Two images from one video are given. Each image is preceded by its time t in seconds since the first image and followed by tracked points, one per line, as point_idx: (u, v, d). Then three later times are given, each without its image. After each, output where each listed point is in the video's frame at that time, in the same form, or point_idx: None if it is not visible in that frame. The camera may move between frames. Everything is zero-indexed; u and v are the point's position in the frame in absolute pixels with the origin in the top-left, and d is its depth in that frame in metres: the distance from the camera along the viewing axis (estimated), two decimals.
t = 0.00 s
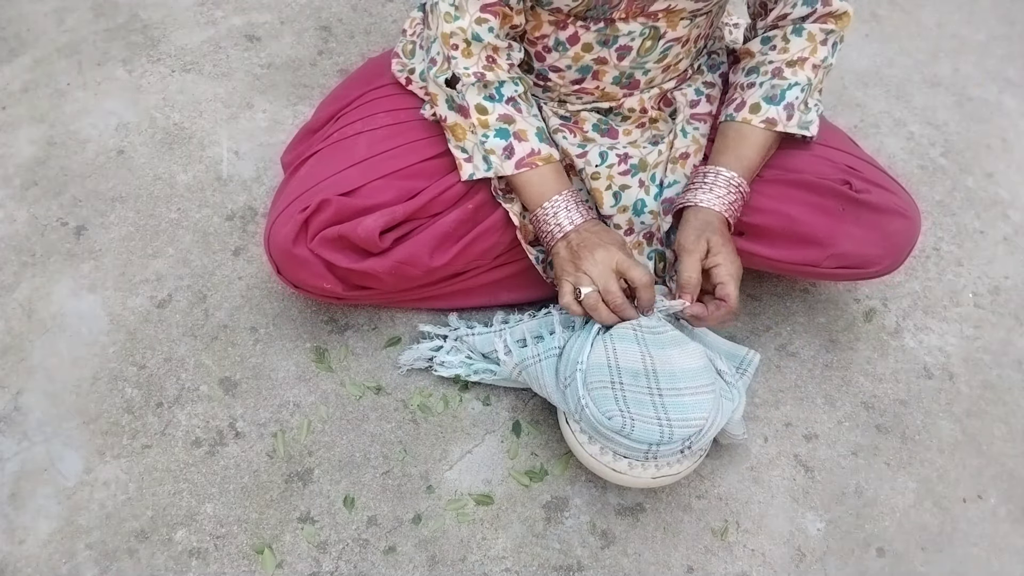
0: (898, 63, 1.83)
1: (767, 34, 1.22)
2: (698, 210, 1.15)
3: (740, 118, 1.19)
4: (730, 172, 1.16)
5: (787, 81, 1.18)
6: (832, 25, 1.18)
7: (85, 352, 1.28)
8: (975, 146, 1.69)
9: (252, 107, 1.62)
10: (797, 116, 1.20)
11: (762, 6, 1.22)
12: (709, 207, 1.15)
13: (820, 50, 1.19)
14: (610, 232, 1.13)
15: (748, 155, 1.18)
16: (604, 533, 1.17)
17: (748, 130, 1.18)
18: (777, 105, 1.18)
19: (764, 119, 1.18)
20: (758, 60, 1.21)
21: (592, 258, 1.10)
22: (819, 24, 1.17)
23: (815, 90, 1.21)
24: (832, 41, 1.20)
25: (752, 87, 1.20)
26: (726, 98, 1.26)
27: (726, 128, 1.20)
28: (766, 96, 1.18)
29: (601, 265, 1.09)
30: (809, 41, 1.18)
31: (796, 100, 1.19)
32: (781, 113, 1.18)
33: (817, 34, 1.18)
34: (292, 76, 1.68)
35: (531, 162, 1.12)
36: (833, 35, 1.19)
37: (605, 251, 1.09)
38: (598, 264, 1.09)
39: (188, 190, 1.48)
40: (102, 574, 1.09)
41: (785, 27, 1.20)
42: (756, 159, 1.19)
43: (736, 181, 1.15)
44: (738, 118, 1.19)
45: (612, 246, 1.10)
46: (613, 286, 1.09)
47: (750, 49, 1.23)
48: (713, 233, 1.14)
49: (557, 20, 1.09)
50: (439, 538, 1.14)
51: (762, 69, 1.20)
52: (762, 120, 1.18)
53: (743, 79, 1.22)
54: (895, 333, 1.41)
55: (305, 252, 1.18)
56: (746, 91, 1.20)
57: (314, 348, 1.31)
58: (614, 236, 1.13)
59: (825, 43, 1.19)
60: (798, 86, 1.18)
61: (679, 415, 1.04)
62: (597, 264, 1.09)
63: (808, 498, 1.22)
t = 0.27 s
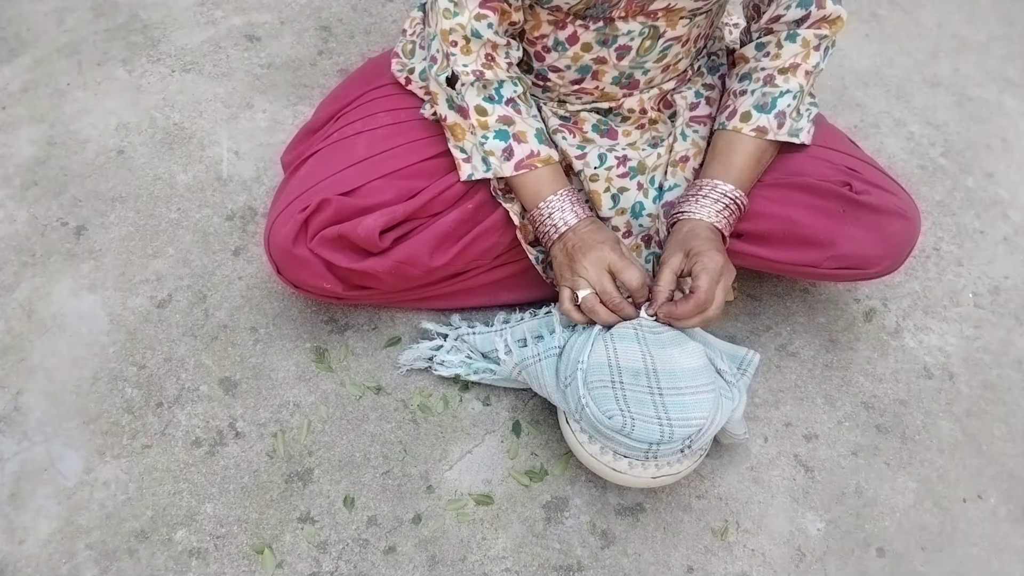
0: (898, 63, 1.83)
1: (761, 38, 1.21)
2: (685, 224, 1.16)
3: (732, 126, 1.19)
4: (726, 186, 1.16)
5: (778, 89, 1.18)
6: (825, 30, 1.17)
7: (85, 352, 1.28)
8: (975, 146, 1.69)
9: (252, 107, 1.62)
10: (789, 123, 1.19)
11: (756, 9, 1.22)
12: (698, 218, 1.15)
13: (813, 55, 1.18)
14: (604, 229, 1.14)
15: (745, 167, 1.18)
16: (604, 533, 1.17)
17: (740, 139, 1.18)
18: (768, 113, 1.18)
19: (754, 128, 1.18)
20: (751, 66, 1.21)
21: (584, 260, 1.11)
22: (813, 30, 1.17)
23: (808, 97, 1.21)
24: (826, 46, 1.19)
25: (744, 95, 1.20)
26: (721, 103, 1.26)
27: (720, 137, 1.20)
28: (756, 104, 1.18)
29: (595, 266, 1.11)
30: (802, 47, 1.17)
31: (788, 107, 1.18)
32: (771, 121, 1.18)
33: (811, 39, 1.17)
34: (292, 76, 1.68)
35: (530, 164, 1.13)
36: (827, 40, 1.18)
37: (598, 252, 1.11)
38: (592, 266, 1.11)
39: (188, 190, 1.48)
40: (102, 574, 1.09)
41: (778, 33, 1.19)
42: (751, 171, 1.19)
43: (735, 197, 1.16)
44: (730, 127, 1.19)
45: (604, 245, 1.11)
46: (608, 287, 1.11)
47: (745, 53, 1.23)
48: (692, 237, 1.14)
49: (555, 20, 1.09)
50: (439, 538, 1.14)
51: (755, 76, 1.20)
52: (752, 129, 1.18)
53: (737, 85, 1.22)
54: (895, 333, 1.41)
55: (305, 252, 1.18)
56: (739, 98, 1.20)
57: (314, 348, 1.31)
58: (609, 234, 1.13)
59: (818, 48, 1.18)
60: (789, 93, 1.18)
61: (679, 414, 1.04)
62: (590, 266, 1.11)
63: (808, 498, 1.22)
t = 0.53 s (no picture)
0: (898, 63, 1.83)
1: (783, 33, 1.21)
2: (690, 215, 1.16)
3: (757, 119, 1.19)
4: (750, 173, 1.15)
5: (806, 83, 1.18)
6: (849, 20, 1.18)
7: (85, 352, 1.28)
8: (975, 146, 1.69)
9: (252, 107, 1.62)
10: (815, 119, 1.19)
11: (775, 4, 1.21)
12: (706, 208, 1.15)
13: (839, 48, 1.18)
14: (592, 233, 1.11)
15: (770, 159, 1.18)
16: (604, 533, 1.17)
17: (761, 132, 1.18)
18: (795, 108, 1.18)
19: (782, 121, 1.18)
20: (776, 60, 1.21)
21: (573, 272, 1.10)
22: (837, 23, 1.17)
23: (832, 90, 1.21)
24: (849, 36, 1.19)
25: (771, 88, 1.20)
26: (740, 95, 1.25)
27: (745, 129, 1.19)
28: (784, 98, 1.18)
29: (586, 277, 1.10)
30: (827, 40, 1.18)
31: (817, 102, 1.18)
32: (799, 116, 1.18)
33: (836, 31, 1.17)
34: (292, 76, 1.68)
35: (525, 164, 1.11)
36: (850, 32, 1.18)
37: (585, 264, 1.09)
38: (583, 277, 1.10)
39: (188, 190, 1.48)
40: (102, 574, 1.09)
41: (802, 26, 1.19)
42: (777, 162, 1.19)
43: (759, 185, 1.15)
44: (755, 119, 1.19)
45: (590, 255, 1.09)
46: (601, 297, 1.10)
47: (767, 48, 1.23)
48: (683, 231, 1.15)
49: (555, 17, 1.09)
50: (439, 538, 1.14)
51: (780, 70, 1.20)
52: (780, 121, 1.18)
53: (760, 79, 1.22)
54: (895, 333, 1.41)
55: (305, 252, 1.18)
56: (763, 92, 1.20)
57: (314, 348, 1.31)
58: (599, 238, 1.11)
59: (844, 41, 1.18)
60: (817, 87, 1.18)
61: (679, 414, 1.04)
62: (579, 277, 1.10)
63: (808, 498, 1.22)
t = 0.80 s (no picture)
0: (898, 63, 1.83)
1: (794, 32, 1.21)
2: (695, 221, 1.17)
3: (763, 117, 1.18)
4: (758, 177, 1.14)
5: (812, 82, 1.17)
6: (860, 19, 1.17)
7: (85, 352, 1.28)
8: (975, 146, 1.69)
9: (252, 107, 1.62)
10: (821, 119, 1.18)
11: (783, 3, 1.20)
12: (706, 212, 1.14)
13: (850, 46, 1.17)
14: (589, 232, 1.10)
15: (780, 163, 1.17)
16: (605, 533, 1.17)
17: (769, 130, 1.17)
18: (802, 106, 1.17)
19: (786, 119, 1.17)
20: (785, 58, 1.20)
21: (574, 275, 1.09)
22: (847, 20, 1.17)
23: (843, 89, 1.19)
24: (861, 36, 1.19)
25: (778, 86, 1.19)
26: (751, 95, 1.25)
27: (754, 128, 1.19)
28: (790, 96, 1.17)
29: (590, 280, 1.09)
30: (838, 38, 1.17)
31: (824, 101, 1.17)
32: (804, 114, 1.17)
33: (846, 29, 1.17)
34: (292, 76, 1.68)
35: (518, 161, 1.10)
36: (861, 30, 1.17)
37: (585, 266, 1.08)
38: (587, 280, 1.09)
39: (188, 190, 1.48)
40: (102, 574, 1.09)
41: (811, 25, 1.19)
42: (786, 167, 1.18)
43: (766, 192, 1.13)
44: (762, 118, 1.18)
45: (590, 256, 1.08)
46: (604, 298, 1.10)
47: (777, 48, 1.22)
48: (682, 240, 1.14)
49: (555, 15, 1.09)
50: (438, 538, 1.14)
51: (788, 68, 1.19)
52: (784, 120, 1.17)
53: (769, 77, 1.21)
54: (895, 333, 1.41)
55: (305, 252, 1.18)
56: (772, 90, 1.19)
57: (314, 348, 1.31)
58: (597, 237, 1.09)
59: (854, 40, 1.18)
60: (825, 86, 1.17)
61: (680, 413, 1.04)
62: (580, 280, 1.09)
63: (808, 498, 1.22)
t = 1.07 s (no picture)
0: (898, 63, 1.83)
1: (803, 33, 1.21)
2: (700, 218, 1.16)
3: (770, 117, 1.17)
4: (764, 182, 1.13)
5: (820, 82, 1.17)
6: (869, 20, 1.17)
7: (85, 352, 1.28)
8: (975, 146, 1.69)
9: (252, 107, 1.62)
10: (827, 120, 1.17)
11: (794, 7, 1.21)
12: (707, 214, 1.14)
13: (858, 47, 1.17)
14: (615, 229, 1.11)
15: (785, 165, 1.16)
16: (605, 533, 1.17)
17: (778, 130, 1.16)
18: (809, 105, 1.16)
19: (793, 119, 1.16)
20: (793, 59, 1.20)
21: (594, 264, 1.09)
22: (857, 21, 1.17)
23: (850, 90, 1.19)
24: (869, 37, 1.18)
25: (785, 86, 1.19)
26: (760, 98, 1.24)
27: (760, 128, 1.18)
28: (797, 95, 1.17)
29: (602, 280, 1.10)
30: (845, 38, 1.17)
31: (830, 102, 1.16)
32: (811, 114, 1.16)
33: (855, 29, 1.17)
34: (292, 76, 1.68)
35: (534, 156, 1.10)
36: (870, 32, 1.17)
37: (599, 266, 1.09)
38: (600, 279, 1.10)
39: (188, 190, 1.48)
40: (102, 574, 1.09)
41: (820, 26, 1.19)
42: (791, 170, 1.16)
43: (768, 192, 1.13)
44: (769, 118, 1.18)
45: (614, 251, 1.09)
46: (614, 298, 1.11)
47: (786, 49, 1.22)
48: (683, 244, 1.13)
49: (555, 15, 1.09)
50: (439, 538, 1.14)
51: (796, 68, 1.19)
52: (791, 120, 1.16)
53: (777, 78, 1.21)
54: (895, 333, 1.41)
55: (305, 252, 1.18)
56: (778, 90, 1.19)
57: (314, 348, 1.31)
58: (610, 236, 1.10)
59: (863, 42, 1.18)
60: (832, 87, 1.17)
61: (679, 413, 1.04)
62: (599, 270, 1.09)
63: (809, 498, 1.22)
